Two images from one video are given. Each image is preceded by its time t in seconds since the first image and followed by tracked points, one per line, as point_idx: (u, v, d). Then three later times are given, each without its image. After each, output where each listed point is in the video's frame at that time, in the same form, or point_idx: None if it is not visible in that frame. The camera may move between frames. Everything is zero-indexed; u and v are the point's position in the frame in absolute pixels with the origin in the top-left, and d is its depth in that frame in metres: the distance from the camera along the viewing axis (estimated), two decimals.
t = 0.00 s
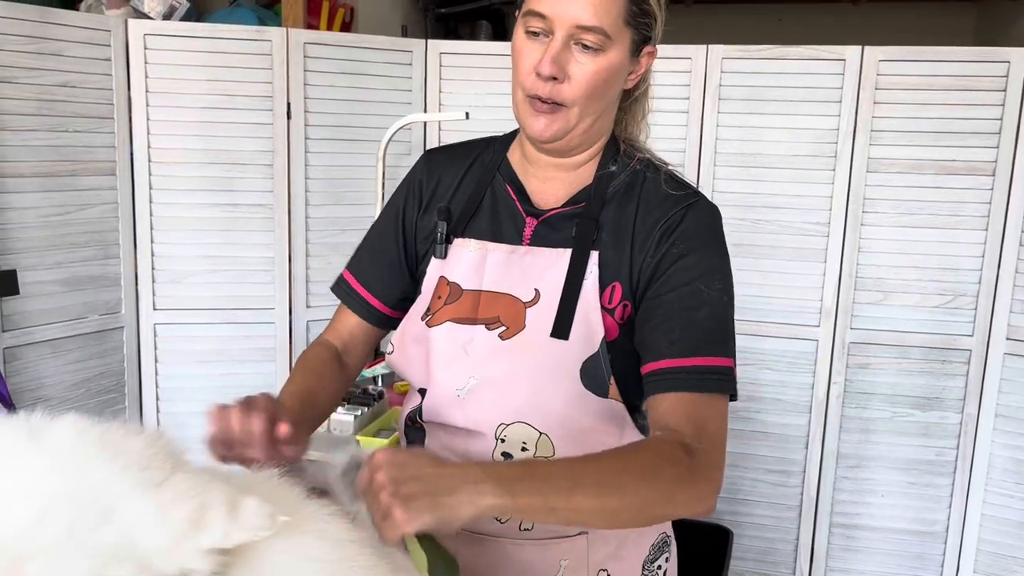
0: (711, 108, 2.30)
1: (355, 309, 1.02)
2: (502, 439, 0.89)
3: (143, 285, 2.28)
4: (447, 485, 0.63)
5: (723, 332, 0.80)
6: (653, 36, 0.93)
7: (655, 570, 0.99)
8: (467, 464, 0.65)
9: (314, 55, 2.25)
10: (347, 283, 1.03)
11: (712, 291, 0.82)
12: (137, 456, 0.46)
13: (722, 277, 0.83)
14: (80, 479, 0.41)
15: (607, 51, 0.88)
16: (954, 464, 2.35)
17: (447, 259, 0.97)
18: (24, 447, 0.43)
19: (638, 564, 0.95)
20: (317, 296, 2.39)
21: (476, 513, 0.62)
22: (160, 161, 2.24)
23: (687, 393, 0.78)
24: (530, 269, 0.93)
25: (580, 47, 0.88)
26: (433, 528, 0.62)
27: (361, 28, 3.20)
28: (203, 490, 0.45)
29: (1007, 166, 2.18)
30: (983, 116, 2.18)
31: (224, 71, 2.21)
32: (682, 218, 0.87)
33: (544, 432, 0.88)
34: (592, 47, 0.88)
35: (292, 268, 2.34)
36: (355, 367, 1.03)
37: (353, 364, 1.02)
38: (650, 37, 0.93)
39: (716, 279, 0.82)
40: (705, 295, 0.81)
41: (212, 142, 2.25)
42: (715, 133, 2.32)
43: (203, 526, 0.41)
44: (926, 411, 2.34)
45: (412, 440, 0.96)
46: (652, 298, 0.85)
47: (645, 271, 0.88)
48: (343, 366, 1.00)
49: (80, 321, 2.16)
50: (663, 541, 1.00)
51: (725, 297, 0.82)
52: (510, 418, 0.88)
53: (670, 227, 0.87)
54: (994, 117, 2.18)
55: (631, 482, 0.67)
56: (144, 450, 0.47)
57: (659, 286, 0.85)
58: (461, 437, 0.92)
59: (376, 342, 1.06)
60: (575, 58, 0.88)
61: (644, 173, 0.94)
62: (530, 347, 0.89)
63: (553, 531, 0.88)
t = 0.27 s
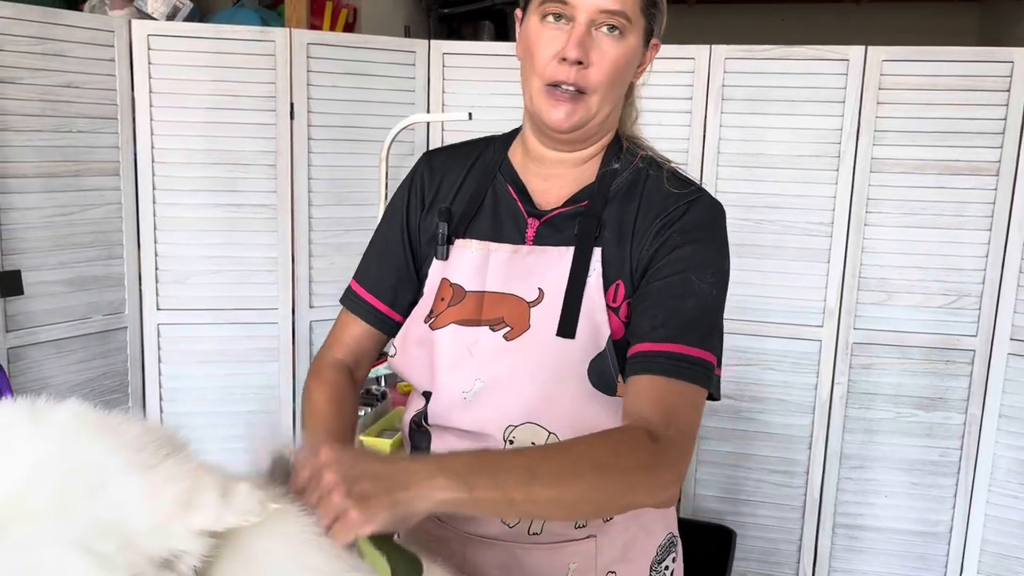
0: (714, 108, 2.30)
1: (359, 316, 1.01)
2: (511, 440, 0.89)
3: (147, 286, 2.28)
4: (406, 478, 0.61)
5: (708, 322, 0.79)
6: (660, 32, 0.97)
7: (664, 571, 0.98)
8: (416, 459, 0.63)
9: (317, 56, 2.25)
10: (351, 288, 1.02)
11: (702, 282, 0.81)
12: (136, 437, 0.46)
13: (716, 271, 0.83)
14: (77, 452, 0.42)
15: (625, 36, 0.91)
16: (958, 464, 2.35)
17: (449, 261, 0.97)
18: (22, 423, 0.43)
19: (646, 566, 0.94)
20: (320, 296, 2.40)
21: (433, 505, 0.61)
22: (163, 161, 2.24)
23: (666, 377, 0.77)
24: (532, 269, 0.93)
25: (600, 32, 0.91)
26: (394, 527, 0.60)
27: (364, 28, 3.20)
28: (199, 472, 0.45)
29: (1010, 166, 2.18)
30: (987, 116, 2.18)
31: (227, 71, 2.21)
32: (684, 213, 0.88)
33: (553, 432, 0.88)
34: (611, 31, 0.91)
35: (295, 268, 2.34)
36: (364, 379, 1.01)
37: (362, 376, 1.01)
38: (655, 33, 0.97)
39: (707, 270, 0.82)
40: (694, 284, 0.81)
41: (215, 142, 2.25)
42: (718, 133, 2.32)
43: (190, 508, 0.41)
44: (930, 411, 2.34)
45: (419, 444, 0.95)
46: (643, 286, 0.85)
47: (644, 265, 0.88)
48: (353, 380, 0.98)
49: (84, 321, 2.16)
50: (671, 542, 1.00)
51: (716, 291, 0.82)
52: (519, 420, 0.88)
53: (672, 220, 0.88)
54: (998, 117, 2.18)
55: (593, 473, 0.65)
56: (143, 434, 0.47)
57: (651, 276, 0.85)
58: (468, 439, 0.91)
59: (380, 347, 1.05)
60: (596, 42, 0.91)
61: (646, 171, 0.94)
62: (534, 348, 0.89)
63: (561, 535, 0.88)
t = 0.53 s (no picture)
0: (717, 109, 2.30)
1: (348, 312, 1.04)
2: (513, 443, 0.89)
3: (149, 286, 2.29)
4: (417, 451, 0.60)
5: (717, 322, 0.79)
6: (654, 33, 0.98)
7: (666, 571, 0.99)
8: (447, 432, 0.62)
9: (320, 56, 2.25)
10: (346, 287, 1.05)
11: (709, 281, 0.81)
12: (140, 427, 0.47)
13: (721, 269, 0.82)
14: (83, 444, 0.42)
15: (629, 33, 0.91)
16: (960, 465, 2.34)
17: (446, 263, 0.97)
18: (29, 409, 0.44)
19: (649, 566, 0.94)
20: (323, 297, 2.40)
21: (448, 478, 0.60)
22: (166, 162, 2.24)
23: (681, 379, 0.76)
24: (530, 270, 0.93)
25: (604, 30, 0.91)
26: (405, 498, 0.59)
27: (366, 29, 3.21)
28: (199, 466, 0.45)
29: (1013, 167, 2.18)
30: (990, 117, 2.18)
31: (230, 72, 2.22)
32: (683, 212, 0.87)
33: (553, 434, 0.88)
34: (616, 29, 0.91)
35: (297, 269, 2.34)
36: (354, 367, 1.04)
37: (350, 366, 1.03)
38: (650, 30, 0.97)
39: (714, 270, 0.82)
40: (702, 284, 0.81)
41: (218, 143, 2.26)
42: (721, 134, 2.32)
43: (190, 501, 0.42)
44: (932, 412, 2.34)
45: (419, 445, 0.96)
46: (653, 288, 0.85)
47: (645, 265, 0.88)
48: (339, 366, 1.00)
49: (86, 321, 2.16)
50: (674, 542, 1.00)
51: (723, 289, 0.81)
52: (519, 421, 0.88)
53: (670, 220, 0.87)
54: (1001, 118, 2.17)
55: (615, 465, 0.63)
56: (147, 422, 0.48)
57: (658, 277, 0.85)
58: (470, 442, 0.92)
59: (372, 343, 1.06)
60: (603, 40, 0.90)
61: (643, 171, 0.94)
62: (533, 349, 0.89)
63: (564, 537, 0.89)
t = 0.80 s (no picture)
0: (718, 110, 2.30)
1: (347, 309, 0.99)
2: (514, 441, 0.89)
3: (151, 287, 2.29)
4: (409, 497, 0.61)
5: (711, 316, 0.80)
6: (639, 23, 0.93)
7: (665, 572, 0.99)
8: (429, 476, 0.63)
9: (322, 57, 2.26)
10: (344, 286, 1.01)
11: (702, 276, 0.82)
12: (133, 431, 0.45)
13: (716, 265, 0.83)
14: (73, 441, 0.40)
15: (595, 38, 0.89)
16: (962, 467, 2.34)
17: (449, 263, 0.97)
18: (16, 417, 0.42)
19: (649, 566, 0.95)
20: (324, 298, 2.40)
21: (441, 516, 0.61)
22: (168, 163, 2.24)
23: (673, 372, 0.76)
24: (532, 270, 0.93)
25: (567, 38, 0.89)
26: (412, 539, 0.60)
27: (367, 29, 3.21)
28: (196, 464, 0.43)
29: (1015, 168, 2.18)
30: (991, 119, 2.18)
31: (231, 72, 2.22)
32: (680, 209, 0.88)
33: (555, 432, 0.88)
34: (580, 37, 0.88)
35: (299, 270, 2.35)
36: (336, 379, 0.97)
37: (335, 372, 0.96)
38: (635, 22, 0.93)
39: (707, 265, 0.82)
40: (694, 279, 0.81)
41: (219, 144, 2.26)
42: (722, 136, 2.32)
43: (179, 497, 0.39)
44: (935, 414, 2.34)
45: (420, 446, 0.96)
46: (646, 285, 0.85)
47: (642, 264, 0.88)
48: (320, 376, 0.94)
49: (88, 322, 2.17)
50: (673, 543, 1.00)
51: (716, 284, 0.82)
52: (520, 420, 0.88)
53: (666, 217, 0.88)
54: (1002, 120, 2.18)
55: (602, 475, 0.64)
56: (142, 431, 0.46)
57: (652, 273, 0.85)
58: (470, 441, 0.91)
59: (368, 344, 1.01)
60: (565, 51, 0.89)
61: (641, 170, 0.94)
62: (535, 348, 0.89)
63: (564, 536, 0.89)
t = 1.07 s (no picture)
0: (720, 112, 2.30)
1: (347, 320, 1.02)
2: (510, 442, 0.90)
3: (153, 287, 2.29)
4: (409, 435, 0.65)
5: (701, 308, 0.81)
6: (579, 12, 0.94)
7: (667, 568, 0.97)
8: (428, 420, 0.67)
9: (324, 58, 2.26)
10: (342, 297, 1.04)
11: (691, 269, 0.83)
12: (144, 445, 0.50)
13: (705, 259, 0.84)
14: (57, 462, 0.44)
15: (524, 46, 0.90)
16: (963, 469, 2.34)
17: (441, 270, 0.98)
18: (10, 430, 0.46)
19: (649, 562, 0.94)
20: (325, 298, 2.40)
21: (438, 462, 0.65)
22: (170, 163, 2.24)
23: (663, 364, 0.78)
24: (525, 272, 0.93)
25: (498, 53, 0.90)
26: (405, 478, 0.65)
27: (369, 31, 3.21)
28: (174, 476, 0.47)
29: (1016, 170, 2.18)
30: (993, 120, 2.18)
31: (233, 73, 2.22)
32: (668, 203, 0.89)
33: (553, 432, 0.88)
34: (508, 49, 0.90)
35: (300, 271, 2.35)
36: (338, 391, 1.00)
37: (337, 383, 1.00)
38: (572, 15, 0.93)
39: (696, 258, 0.83)
40: (684, 272, 0.82)
41: (221, 144, 2.26)
42: (724, 137, 2.32)
43: (163, 507, 0.43)
44: (935, 416, 2.34)
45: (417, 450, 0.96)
46: (635, 278, 0.86)
47: (631, 259, 0.89)
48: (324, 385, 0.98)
49: (89, 322, 2.16)
50: (672, 537, 0.99)
51: (705, 276, 0.83)
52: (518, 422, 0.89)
53: (654, 211, 0.89)
54: (1004, 122, 2.18)
55: (594, 445, 0.68)
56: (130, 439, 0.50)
57: (641, 267, 0.86)
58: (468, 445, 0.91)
59: (368, 354, 1.04)
60: (497, 65, 0.90)
61: (628, 167, 0.95)
62: (530, 349, 0.89)
63: (565, 532, 0.89)
